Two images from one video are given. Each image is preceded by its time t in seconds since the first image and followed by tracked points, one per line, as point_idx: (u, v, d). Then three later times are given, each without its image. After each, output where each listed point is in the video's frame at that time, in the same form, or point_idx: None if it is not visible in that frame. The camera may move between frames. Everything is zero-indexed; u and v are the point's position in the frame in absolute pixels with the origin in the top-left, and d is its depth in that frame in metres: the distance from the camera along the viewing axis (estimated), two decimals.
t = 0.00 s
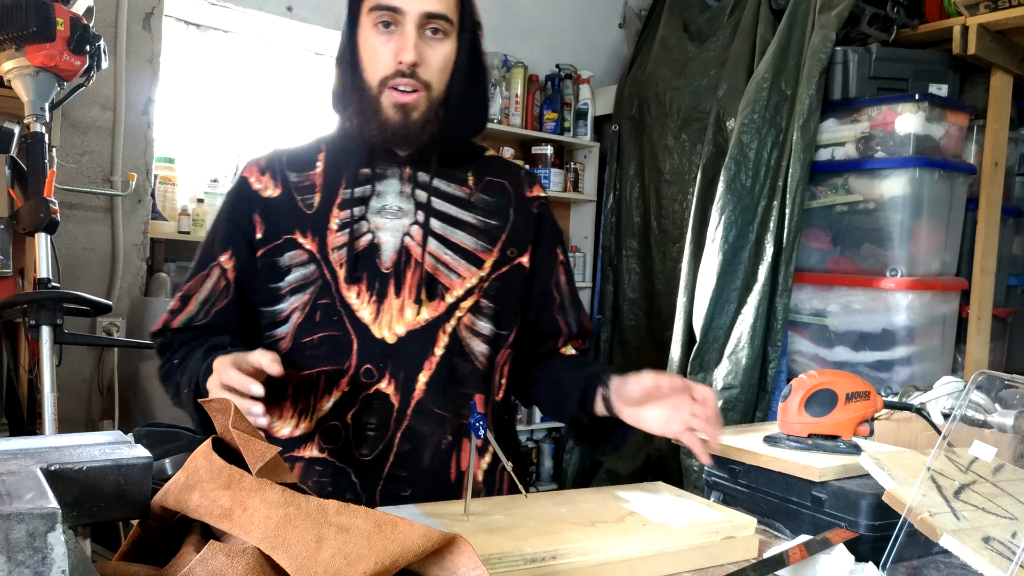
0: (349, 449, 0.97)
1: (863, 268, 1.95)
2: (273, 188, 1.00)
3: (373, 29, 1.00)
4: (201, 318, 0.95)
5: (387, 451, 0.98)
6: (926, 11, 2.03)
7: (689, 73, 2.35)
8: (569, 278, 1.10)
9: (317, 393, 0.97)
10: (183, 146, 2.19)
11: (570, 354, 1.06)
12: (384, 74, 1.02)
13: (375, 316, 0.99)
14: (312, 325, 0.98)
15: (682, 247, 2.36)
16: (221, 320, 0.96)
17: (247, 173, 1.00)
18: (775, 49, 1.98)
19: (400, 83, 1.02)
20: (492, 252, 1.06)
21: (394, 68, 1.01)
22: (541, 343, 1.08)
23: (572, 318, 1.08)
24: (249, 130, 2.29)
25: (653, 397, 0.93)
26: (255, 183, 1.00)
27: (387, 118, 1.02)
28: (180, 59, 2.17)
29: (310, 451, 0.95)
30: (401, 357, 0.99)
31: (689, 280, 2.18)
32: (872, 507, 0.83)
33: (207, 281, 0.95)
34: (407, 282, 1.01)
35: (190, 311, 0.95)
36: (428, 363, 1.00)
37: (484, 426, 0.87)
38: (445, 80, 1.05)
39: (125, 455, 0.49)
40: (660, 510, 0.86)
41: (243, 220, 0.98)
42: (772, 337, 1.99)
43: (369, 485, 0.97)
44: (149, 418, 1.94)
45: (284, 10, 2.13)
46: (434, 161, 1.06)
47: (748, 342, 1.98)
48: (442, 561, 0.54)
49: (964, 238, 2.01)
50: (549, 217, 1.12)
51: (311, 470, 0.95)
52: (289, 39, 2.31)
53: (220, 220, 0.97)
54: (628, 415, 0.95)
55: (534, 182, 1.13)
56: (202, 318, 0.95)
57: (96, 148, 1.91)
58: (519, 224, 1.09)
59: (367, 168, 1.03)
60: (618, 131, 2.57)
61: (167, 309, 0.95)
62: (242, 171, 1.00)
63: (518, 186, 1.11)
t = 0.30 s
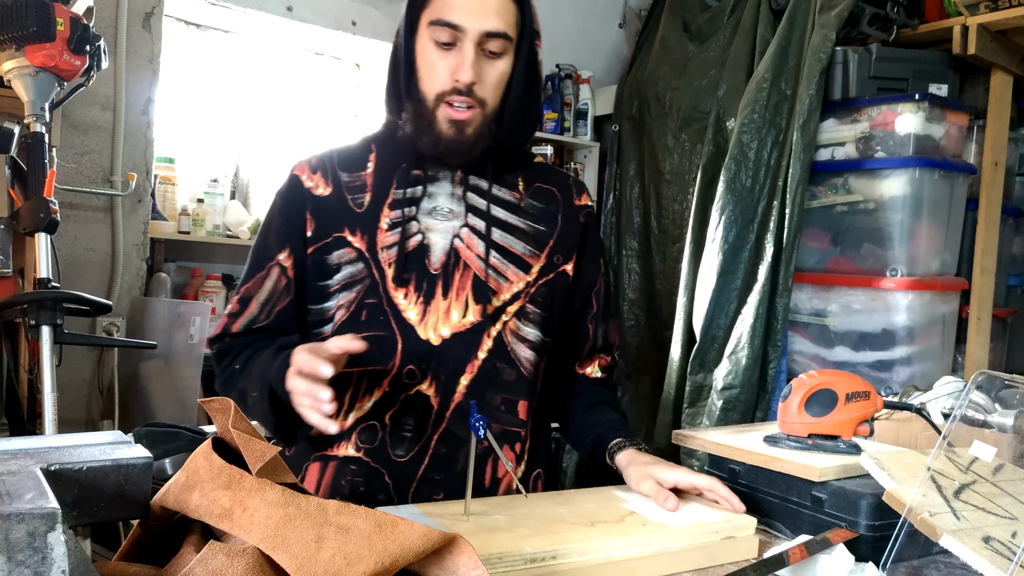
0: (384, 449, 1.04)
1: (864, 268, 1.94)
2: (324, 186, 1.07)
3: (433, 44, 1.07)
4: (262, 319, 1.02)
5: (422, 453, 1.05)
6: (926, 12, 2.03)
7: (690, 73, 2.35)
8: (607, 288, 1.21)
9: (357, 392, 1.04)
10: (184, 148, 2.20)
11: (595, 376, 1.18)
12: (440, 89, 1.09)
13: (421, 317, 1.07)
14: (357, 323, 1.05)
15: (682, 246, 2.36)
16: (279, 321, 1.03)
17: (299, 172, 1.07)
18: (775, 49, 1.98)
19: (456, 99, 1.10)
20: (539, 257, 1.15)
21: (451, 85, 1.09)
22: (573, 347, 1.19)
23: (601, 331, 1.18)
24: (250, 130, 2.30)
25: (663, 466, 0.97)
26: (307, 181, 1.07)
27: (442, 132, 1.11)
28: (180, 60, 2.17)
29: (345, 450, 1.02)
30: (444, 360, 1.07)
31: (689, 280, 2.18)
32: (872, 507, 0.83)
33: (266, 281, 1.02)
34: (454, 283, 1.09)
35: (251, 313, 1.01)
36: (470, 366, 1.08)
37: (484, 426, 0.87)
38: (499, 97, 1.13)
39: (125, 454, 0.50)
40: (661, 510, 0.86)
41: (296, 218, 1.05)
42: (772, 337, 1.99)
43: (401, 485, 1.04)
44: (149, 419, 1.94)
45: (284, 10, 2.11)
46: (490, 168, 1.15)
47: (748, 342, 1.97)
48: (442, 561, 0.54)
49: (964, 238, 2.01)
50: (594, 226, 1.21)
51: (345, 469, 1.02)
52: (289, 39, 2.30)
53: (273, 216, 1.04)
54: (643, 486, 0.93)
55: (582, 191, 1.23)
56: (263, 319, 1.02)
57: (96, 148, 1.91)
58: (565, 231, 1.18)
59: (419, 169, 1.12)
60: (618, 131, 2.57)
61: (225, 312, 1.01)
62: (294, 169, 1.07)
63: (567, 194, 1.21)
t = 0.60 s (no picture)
0: (400, 451, 1.03)
1: (863, 268, 1.94)
2: (339, 184, 1.07)
3: (454, 35, 1.09)
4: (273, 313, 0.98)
5: (438, 453, 1.04)
6: (926, 12, 2.03)
7: (690, 73, 2.35)
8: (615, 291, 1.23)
9: (371, 394, 1.03)
10: (184, 147, 2.20)
11: (603, 377, 1.18)
12: (460, 81, 1.11)
13: (436, 319, 1.08)
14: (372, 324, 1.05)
15: (682, 247, 2.36)
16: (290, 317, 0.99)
17: (313, 169, 1.07)
18: (775, 49, 1.98)
19: (476, 91, 1.11)
20: (553, 259, 1.17)
21: (472, 76, 1.11)
22: (583, 349, 1.20)
23: (610, 334, 1.20)
24: (250, 130, 2.30)
25: (664, 464, 0.97)
26: (322, 178, 1.06)
27: (462, 124, 1.12)
28: (179, 60, 2.17)
29: (359, 453, 1.01)
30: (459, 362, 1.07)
31: (689, 280, 2.18)
32: (872, 507, 0.83)
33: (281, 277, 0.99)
34: (469, 285, 1.10)
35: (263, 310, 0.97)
36: (485, 367, 1.08)
37: (484, 426, 0.87)
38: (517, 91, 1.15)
39: (125, 455, 0.50)
40: (660, 510, 0.86)
41: (311, 214, 1.04)
42: (772, 337, 1.99)
43: (415, 488, 1.03)
44: (149, 419, 1.94)
45: (284, 10, 2.11)
46: (508, 169, 1.18)
47: (748, 342, 1.97)
48: (442, 561, 0.54)
49: (964, 238, 2.01)
50: (605, 228, 1.23)
51: (360, 472, 1.00)
52: (289, 40, 2.30)
53: (288, 211, 1.03)
54: (644, 485, 0.94)
55: (594, 193, 1.26)
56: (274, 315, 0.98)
57: (96, 148, 1.91)
58: (579, 233, 1.20)
59: (437, 170, 1.13)
60: (618, 131, 2.58)
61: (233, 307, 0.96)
62: (308, 165, 1.07)
63: (580, 196, 1.23)
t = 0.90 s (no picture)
0: (392, 452, 1.03)
1: (863, 268, 1.94)
2: (322, 189, 1.08)
3: (400, 36, 1.09)
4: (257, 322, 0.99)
5: (431, 453, 1.04)
6: (926, 12, 2.03)
7: (690, 73, 2.35)
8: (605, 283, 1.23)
9: (361, 396, 1.03)
10: (184, 148, 2.21)
11: (598, 373, 1.19)
12: (415, 79, 1.10)
13: (423, 319, 1.07)
14: (359, 326, 1.05)
15: (682, 247, 2.36)
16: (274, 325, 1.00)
17: (296, 175, 1.08)
18: (775, 49, 1.98)
19: (432, 85, 1.10)
20: (539, 254, 1.17)
21: (423, 71, 1.09)
22: (575, 345, 1.21)
23: (601, 328, 1.20)
24: (250, 130, 2.30)
25: (665, 462, 0.97)
26: (304, 185, 1.07)
27: (425, 121, 1.11)
28: (179, 60, 2.18)
29: (351, 455, 1.01)
30: (447, 360, 1.07)
31: (689, 280, 2.18)
32: (872, 507, 0.83)
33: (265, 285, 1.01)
34: (456, 283, 1.10)
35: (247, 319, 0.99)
36: (475, 364, 1.08)
37: (484, 426, 0.87)
38: (474, 76, 1.12)
39: (125, 454, 0.50)
40: (660, 510, 0.86)
41: (294, 221, 1.05)
42: (772, 337, 1.99)
43: (409, 488, 1.03)
44: (149, 418, 1.95)
45: (284, 10, 2.11)
46: (484, 164, 1.17)
47: (748, 342, 1.97)
48: (442, 561, 0.54)
49: (964, 238, 2.01)
50: (590, 222, 1.24)
51: (353, 474, 1.00)
52: (289, 40, 2.30)
53: (271, 220, 1.04)
54: (645, 484, 0.94)
55: (578, 188, 1.25)
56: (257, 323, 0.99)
57: (96, 148, 1.91)
58: (564, 228, 1.20)
59: (417, 171, 1.13)
60: (618, 131, 2.58)
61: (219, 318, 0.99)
62: (291, 173, 1.08)
63: (564, 191, 1.22)
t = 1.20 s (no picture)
0: (379, 454, 1.03)
1: (864, 268, 1.94)
2: (296, 196, 1.09)
3: (372, 33, 1.11)
4: (241, 334, 1.00)
5: (417, 454, 1.04)
6: (926, 12, 2.03)
7: (690, 73, 2.35)
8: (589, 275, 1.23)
9: (347, 398, 1.04)
10: (184, 148, 2.21)
11: (589, 368, 1.18)
12: (387, 74, 1.11)
13: (405, 319, 1.07)
14: (341, 330, 1.05)
15: (682, 247, 2.36)
16: (257, 336, 1.01)
17: (270, 184, 1.09)
18: (775, 49, 1.98)
19: (405, 80, 1.12)
20: (519, 250, 1.17)
21: (395, 66, 1.11)
22: (561, 339, 1.21)
23: (587, 321, 1.20)
24: (250, 130, 2.30)
25: (665, 463, 0.97)
26: (279, 192, 1.09)
27: (399, 115, 1.11)
28: (180, 60, 2.18)
29: (337, 458, 1.02)
30: (430, 359, 1.07)
31: (689, 281, 2.18)
32: (872, 508, 0.83)
33: (245, 296, 1.02)
34: (436, 281, 1.10)
35: (230, 329, 1.00)
36: (458, 363, 1.08)
37: (484, 426, 0.87)
38: (447, 71, 1.14)
39: (125, 455, 0.49)
40: (660, 511, 0.86)
41: (271, 230, 1.07)
42: (772, 337, 1.99)
43: (397, 489, 1.04)
44: (149, 418, 1.95)
45: (284, 10, 2.12)
46: (457, 161, 1.17)
47: (748, 342, 1.97)
48: (442, 561, 0.54)
49: (964, 238, 2.01)
50: (570, 215, 1.23)
51: (340, 476, 1.01)
52: (288, 40, 2.30)
53: (248, 230, 1.06)
54: (645, 485, 0.94)
55: (556, 181, 1.25)
56: (241, 335, 1.00)
57: (97, 148, 1.91)
58: (541, 223, 1.20)
59: (393, 171, 1.13)
60: (618, 131, 2.58)
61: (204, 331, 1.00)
62: (265, 182, 1.10)
63: (541, 186, 1.22)
